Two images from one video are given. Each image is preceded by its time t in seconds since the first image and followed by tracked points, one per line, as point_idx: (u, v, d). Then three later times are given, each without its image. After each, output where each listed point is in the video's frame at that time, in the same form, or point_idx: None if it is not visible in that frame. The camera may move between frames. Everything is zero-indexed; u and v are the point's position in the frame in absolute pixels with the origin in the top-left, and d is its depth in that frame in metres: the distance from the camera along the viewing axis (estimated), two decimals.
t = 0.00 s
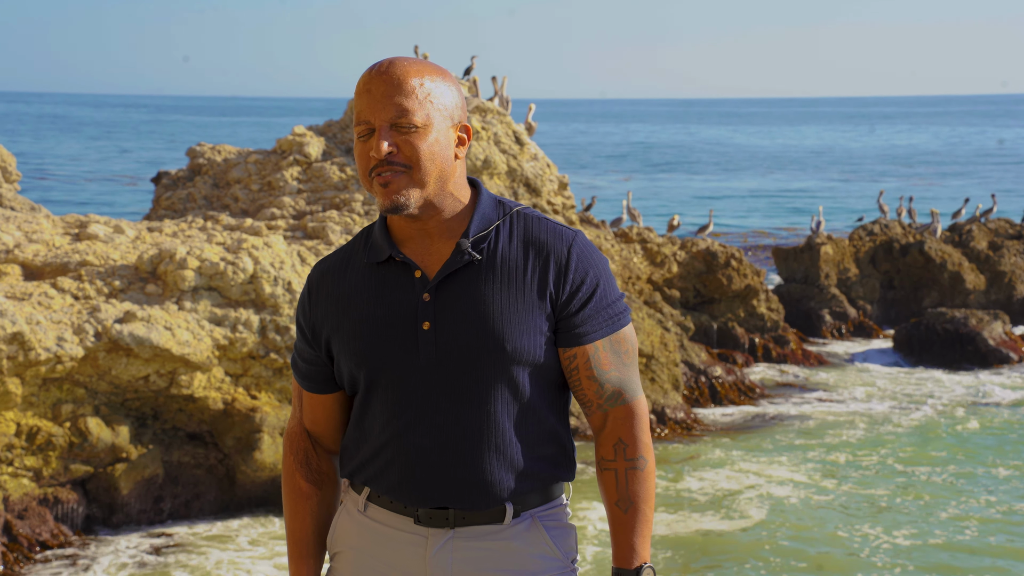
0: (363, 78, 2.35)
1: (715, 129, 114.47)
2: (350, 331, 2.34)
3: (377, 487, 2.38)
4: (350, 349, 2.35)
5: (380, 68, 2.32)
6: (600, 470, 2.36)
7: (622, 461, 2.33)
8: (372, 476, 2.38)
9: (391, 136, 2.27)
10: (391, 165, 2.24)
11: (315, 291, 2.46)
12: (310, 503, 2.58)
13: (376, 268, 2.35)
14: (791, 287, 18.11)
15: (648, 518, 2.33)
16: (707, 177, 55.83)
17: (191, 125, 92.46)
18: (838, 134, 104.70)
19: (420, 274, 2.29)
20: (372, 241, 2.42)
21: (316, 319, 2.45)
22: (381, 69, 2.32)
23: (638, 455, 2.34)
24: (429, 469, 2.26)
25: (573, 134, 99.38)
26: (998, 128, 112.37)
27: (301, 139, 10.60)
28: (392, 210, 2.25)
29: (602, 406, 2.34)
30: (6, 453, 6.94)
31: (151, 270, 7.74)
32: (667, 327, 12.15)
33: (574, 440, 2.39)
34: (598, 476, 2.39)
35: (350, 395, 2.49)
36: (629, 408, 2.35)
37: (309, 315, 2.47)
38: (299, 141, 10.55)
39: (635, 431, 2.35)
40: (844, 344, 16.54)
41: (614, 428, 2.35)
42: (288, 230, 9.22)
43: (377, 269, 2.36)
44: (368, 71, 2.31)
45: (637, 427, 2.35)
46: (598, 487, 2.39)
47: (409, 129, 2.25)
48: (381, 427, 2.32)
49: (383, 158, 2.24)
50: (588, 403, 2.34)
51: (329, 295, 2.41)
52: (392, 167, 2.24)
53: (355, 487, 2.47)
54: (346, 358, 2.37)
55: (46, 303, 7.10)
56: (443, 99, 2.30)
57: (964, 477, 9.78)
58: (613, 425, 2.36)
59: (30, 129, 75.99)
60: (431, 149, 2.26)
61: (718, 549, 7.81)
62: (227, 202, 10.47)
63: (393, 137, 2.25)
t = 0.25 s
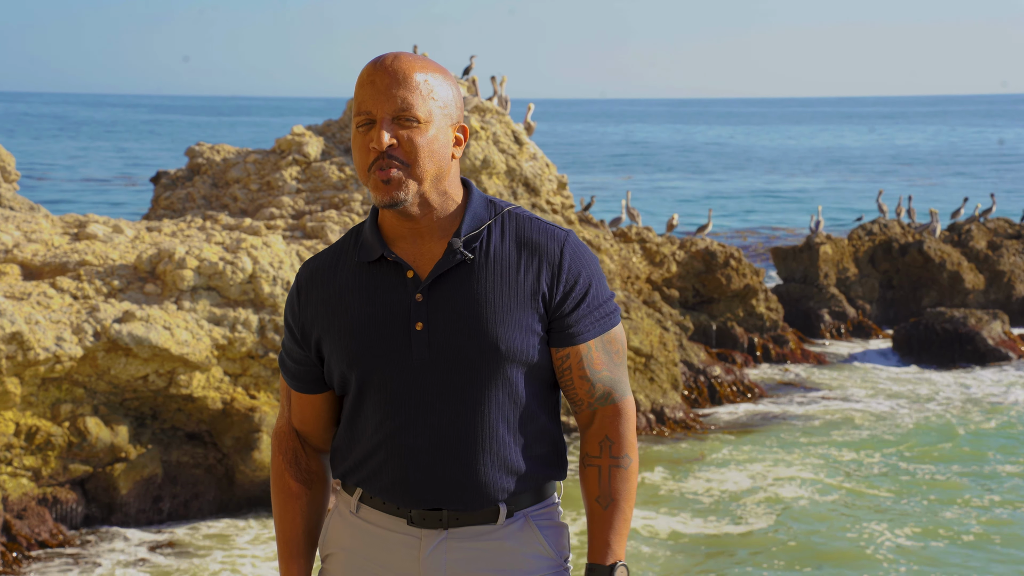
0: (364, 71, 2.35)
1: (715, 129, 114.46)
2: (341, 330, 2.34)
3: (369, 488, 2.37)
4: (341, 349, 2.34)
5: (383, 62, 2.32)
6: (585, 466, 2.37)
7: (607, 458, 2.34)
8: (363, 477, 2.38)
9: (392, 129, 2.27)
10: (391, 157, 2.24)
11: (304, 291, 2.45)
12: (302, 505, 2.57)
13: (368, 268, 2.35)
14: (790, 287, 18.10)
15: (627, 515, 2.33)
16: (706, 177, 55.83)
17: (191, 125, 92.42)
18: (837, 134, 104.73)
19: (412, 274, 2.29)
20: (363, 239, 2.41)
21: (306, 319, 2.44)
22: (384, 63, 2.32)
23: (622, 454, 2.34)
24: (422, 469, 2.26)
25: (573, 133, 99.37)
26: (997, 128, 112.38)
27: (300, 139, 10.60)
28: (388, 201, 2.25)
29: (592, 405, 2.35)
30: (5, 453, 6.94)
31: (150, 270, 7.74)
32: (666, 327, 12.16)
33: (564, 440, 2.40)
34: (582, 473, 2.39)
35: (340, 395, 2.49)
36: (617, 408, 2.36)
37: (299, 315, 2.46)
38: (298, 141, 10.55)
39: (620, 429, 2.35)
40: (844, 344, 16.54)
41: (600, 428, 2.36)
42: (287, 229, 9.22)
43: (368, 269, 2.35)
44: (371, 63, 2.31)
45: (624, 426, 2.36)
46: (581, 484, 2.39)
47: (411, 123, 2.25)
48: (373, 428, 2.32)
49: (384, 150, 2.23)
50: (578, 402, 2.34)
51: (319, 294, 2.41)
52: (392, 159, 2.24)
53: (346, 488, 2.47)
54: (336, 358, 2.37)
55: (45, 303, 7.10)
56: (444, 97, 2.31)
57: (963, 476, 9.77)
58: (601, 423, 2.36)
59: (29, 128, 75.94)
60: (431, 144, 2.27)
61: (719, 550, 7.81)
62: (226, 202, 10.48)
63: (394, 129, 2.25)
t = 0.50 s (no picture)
0: (365, 67, 2.37)
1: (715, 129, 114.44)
2: (336, 326, 2.33)
3: (362, 485, 2.37)
4: (336, 345, 2.34)
5: (384, 59, 2.34)
6: (577, 458, 2.39)
7: (599, 452, 2.36)
8: (356, 474, 2.38)
9: (391, 124, 2.28)
10: (390, 152, 2.25)
11: (299, 285, 2.44)
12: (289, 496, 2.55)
13: (365, 263, 2.35)
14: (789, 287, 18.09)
15: (613, 508, 2.35)
16: (706, 176, 55.85)
17: (190, 125, 92.40)
18: (837, 134, 104.77)
19: (411, 271, 2.29)
20: (360, 235, 2.41)
21: (300, 313, 2.44)
22: (385, 60, 2.34)
23: (614, 448, 2.37)
24: (415, 467, 2.26)
25: (572, 133, 99.35)
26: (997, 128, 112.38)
27: (299, 139, 10.59)
28: (383, 196, 2.24)
29: (588, 402, 2.39)
30: (5, 453, 6.94)
31: (149, 270, 7.74)
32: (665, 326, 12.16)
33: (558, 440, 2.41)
34: (572, 464, 2.41)
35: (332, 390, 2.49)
36: (613, 405, 2.39)
37: (293, 309, 2.45)
38: (297, 141, 10.55)
39: (615, 424, 2.38)
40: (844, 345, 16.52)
41: (595, 420, 2.39)
42: (287, 229, 9.22)
43: (365, 264, 2.35)
44: (372, 60, 2.32)
45: (619, 422, 2.39)
46: (570, 475, 2.41)
47: (410, 119, 2.26)
48: (367, 425, 2.31)
49: (382, 145, 2.25)
50: (577, 399, 2.38)
51: (315, 289, 2.40)
52: (391, 155, 2.25)
53: (340, 487, 2.46)
54: (331, 354, 2.37)
55: (44, 303, 7.10)
56: (444, 95, 2.33)
57: (965, 475, 9.77)
58: (596, 418, 2.40)
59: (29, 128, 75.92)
60: (431, 141, 2.28)
61: (720, 552, 7.79)
62: (225, 202, 10.48)
63: (393, 125, 2.26)
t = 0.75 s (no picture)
0: (379, 69, 2.37)
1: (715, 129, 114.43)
2: (345, 327, 2.33)
3: (365, 487, 2.38)
4: (343, 345, 2.33)
5: (397, 62, 2.34)
6: (579, 437, 2.45)
7: (602, 434, 2.43)
8: (359, 476, 2.38)
9: (407, 127, 2.28)
10: (406, 156, 2.25)
11: (305, 282, 2.42)
12: (294, 465, 2.53)
13: (375, 264, 2.34)
14: (789, 287, 18.06)
15: (606, 487, 2.39)
16: (706, 176, 55.87)
17: (190, 125, 92.37)
18: (837, 134, 104.82)
19: (423, 276, 2.29)
20: (369, 233, 2.39)
21: (305, 311, 2.42)
22: (399, 62, 2.34)
23: (618, 435, 2.43)
24: (421, 472, 2.27)
25: (572, 133, 99.35)
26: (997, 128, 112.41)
27: (298, 138, 10.59)
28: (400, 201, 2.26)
29: (597, 398, 2.46)
30: (4, 453, 6.94)
31: (148, 269, 7.73)
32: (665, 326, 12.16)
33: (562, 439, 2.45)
34: (572, 443, 2.46)
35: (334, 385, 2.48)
36: (621, 399, 2.48)
37: (297, 306, 2.43)
38: (297, 140, 10.54)
39: (622, 415, 2.47)
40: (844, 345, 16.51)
41: (601, 410, 2.47)
42: (286, 229, 9.22)
43: (376, 264, 2.34)
44: (386, 62, 2.32)
45: (624, 412, 2.47)
46: (567, 451, 2.45)
47: (427, 122, 2.27)
48: (372, 428, 2.32)
49: (399, 148, 2.25)
50: (585, 396, 2.45)
51: (320, 289, 2.39)
52: (408, 158, 2.25)
53: (343, 487, 2.47)
54: (337, 355, 2.36)
55: (43, 302, 7.10)
56: (459, 97, 2.33)
57: (965, 474, 9.78)
58: (602, 407, 2.47)
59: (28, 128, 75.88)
60: (446, 144, 2.28)
61: (721, 552, 7.78)
62: (225, 202, 10.48)
63: (410, 128, 2.27)
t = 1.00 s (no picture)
0: (400, 71, 2.37)
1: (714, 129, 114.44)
2: (362, 333, 2.32)
3: (377, 492, 2.39)
4: (361, 351, 2.33)
5: (419, 62, 2.34)
6: (584, 439, 2.47)
7: (608, 437, 2.45)
8: (371, 481, 2.39)
9: (427, 130, 2.29)
10: (425, 157, 2.26)
11: (321, 285, 2.41)
12: (312, 472, 2.52)
13: (393, 268, 2.35)
14: (788, 286, 18.05)
15: (608, 488, 2.39)
16: (705, 176, 55.90)
17: (189, 124, 92.30)
18: (836, 134, 104.86)
19: (443, 283, 2.30)
20: (388, 237, 2.40)
21: (321, 315, 2.40)
22: (420, 63, 2.34)
23: (623, 440, 2.46)
24: (436, 479, 2.29)
25: (571, 133, 99.30)
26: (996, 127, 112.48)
27: (298, 138, 10.58)
28: (419, 203, 2.27)
29: (605, 406, 2.49)
30: (3, 453, 6.92)
31: (148, 269, 7.72)
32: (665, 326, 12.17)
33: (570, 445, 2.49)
34: (576, 445, 2.47)
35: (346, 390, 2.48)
36: (630, 407, 2.51)
37: (312, 308, 2.41)
38: (297, 140, 10.54)
39: (630, 422, 2.49)
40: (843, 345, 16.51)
41: (608, 416, 2.49)
42: (286, 229, 9.22)
43: (394, 269, 2.35)
44: (407, 63, 2.33)
45: (632, 420, 2.51)
46: (572, 452, 2.46)
47: (447, 125, 2.28)
48: (387, 434, 2.32)
49: (419, 150, 2.26)
50: (596, 403, 2.49)
51: (336, 294, 2.38)
52: (427, 160, 2.27)
53: (350, 487, 2.49)
54: (354, 360, 2.35)
55: (43, 302, 7.10)
56: (479, 100, 2.34)
57: (964, 471, 9.80)
58: (609, 412, 2.49)
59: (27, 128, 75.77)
60: (466, 147, 2.29)
61: (721, 552, 7.78)
62: (224, 201, 10.49)
63: (430, 130, 2.28)
